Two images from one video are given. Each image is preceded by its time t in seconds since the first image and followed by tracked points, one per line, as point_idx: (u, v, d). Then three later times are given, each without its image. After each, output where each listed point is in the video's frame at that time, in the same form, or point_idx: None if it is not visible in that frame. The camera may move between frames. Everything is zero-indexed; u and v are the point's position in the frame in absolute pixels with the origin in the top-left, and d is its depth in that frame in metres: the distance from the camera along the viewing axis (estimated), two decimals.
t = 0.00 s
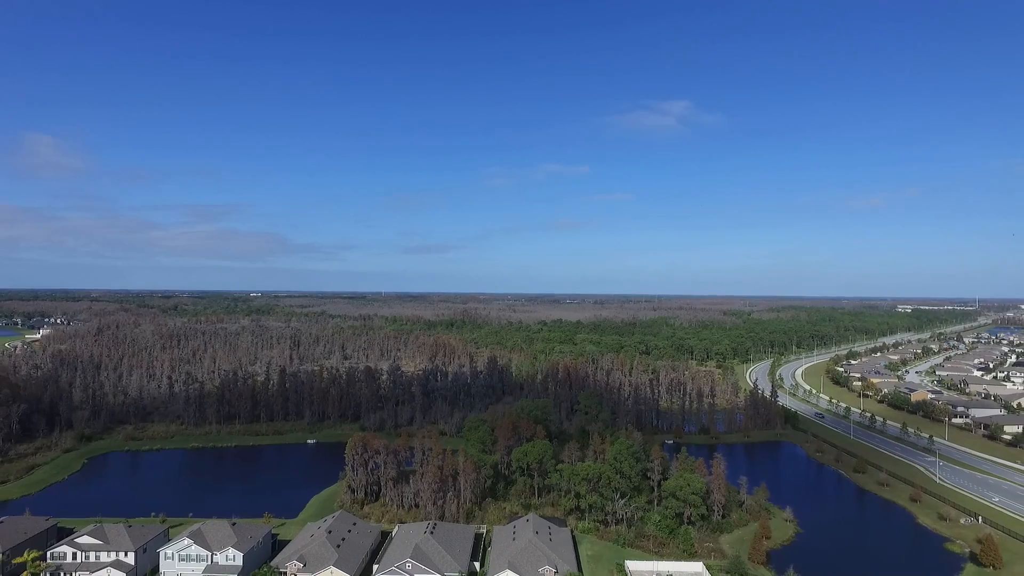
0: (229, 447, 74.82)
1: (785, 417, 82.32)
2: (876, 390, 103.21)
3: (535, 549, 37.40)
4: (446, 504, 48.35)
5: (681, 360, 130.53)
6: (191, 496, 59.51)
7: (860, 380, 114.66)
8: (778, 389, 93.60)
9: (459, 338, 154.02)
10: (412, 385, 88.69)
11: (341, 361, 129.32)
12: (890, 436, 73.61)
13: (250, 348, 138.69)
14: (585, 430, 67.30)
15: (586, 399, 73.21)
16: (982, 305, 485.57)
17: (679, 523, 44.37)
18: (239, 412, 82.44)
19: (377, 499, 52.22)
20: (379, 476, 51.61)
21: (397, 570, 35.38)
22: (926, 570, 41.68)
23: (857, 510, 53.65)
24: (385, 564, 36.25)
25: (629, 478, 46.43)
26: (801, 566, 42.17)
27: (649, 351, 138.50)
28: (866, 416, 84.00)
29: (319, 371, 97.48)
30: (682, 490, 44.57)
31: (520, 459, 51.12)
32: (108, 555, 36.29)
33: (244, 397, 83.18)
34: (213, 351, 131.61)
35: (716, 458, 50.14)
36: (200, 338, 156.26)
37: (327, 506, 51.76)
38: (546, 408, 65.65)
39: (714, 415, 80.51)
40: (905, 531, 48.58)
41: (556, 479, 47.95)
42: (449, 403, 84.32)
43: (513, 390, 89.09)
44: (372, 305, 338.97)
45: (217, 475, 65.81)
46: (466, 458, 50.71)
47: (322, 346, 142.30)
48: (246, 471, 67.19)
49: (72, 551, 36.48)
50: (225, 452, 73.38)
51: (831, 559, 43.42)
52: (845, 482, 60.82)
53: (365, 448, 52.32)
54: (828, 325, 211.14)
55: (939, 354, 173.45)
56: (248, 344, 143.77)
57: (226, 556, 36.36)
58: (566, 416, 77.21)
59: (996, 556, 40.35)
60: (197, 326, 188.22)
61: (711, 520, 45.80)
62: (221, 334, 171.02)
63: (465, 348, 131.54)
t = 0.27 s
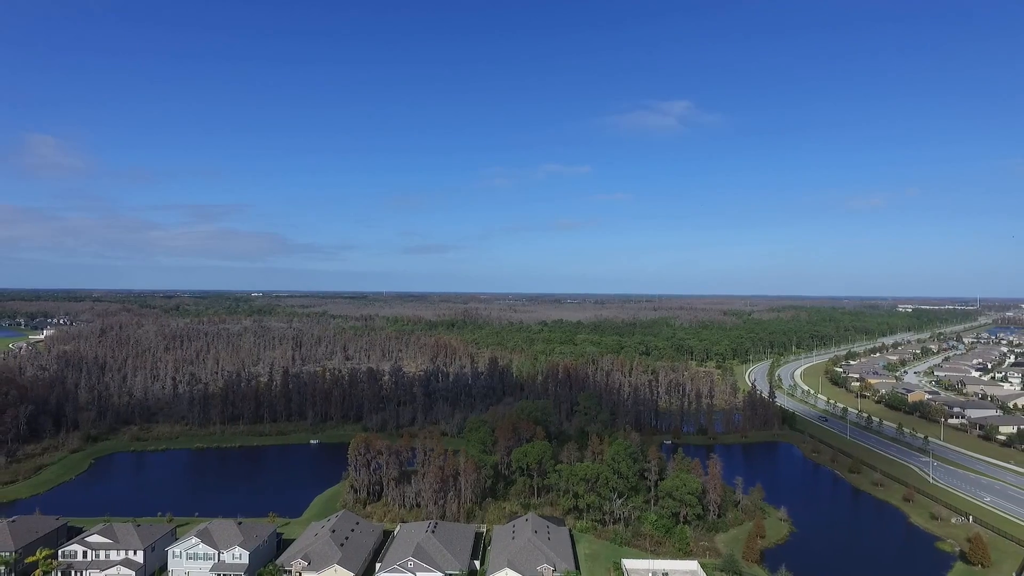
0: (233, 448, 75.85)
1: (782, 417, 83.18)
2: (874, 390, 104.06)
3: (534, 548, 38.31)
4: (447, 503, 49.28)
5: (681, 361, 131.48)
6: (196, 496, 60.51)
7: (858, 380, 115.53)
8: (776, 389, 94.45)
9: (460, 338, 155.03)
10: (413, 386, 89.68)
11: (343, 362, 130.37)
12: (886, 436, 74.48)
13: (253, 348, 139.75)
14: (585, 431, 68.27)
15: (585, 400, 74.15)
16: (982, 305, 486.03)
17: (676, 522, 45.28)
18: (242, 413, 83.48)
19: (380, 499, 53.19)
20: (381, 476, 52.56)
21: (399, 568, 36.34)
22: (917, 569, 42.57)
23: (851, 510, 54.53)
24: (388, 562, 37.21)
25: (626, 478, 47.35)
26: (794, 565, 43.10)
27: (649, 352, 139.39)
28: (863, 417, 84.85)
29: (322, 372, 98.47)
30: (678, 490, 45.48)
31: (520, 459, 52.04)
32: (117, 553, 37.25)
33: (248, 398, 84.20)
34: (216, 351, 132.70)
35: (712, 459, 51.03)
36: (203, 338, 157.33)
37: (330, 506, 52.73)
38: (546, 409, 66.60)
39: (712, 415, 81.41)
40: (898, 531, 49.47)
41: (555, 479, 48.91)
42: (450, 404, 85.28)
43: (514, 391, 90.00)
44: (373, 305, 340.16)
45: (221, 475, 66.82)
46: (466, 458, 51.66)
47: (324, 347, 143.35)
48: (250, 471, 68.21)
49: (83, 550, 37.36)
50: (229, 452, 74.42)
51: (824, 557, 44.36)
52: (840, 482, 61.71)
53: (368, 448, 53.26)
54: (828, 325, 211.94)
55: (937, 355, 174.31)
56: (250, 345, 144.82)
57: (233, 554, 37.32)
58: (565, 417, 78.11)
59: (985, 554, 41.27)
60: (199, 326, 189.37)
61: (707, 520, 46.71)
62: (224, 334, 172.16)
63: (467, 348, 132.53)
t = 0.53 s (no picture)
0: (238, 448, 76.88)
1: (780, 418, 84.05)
2: (872, 391, 104.88)
3: (533, 546, 39.25)
4: (448, 503, 50.19)
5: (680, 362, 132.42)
6: (201, 496, 61.48)
7: (856, 381, 116.38)
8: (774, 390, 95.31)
9: (461, 339, 156.06)
10: (415, 387, 90.63)
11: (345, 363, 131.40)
12: (882, 437, 75.35)
13: (255, 349, 140.76)
14: (584, 432, 69.18)
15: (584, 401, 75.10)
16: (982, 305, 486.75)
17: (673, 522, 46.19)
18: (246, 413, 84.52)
19: (382, 499, 54.13)
20: (384, 476, 53.52)
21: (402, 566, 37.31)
22: (909, 567, 43.45)
23: (846, 509, 55.42)
24: (391, 561, 38.17)
25: (624, 479, 48.29)
26: (788, 563, 44.03)
27: (649, 353, 140.30)
28: (860, 418, 85.71)
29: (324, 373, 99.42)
30: (675, 490, 46.41)
31: (520, 460, 52.96)
32: (128, 552, 38.26)
33: (252, 398, 85.20)
34: (219, 352, 133.79)
35: (709, 459, 51.92)
36: (205, 339, 158.37)
37: (334, 506, 53.67)
38: (547, 410, 67.54)
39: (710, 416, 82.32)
40: (891, 530, 50.37)
41: (554, 479, 49.86)
42: (451, 405, 86.23)
43: (514, 392, 90.88)
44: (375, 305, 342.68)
45: (226, 475, 67.82)
46: (467, 459, 52.60)
47: (326, 347, 144.35)
48: (254, 471, 69.23)
49: (94, 548, 38.36)
50: (233, 452, 75.46)
51: (818, 556, 45.28)
52: (836, 482, 62.60)
53: (371, 449, 54.19)
54: (828, 325, 212.85)
55: (936, 355, 175.25)
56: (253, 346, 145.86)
57: (240, 552, 38.30)
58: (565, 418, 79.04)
59: (975, 553, 42.17)
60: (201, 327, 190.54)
61: (704, 519, 47.63)
62: (227, 335, 173.34)
63: (468, 349, 133.50)
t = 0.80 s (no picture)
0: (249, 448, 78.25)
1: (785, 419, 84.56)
2: (878, 392, 105.09)
3: (539, 545, 40.16)
4: (456, 503, 51.16)
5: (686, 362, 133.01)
6: (214, 495, 62.73)
7: (862, 382, 116.56)
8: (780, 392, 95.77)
9: (468, 339, 157.20)
10: (422, 388, 91.72)
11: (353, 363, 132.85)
12: (887, 439, 75.78)
13: (265, 349, 142.47)
14: (590, 433, 70.02)
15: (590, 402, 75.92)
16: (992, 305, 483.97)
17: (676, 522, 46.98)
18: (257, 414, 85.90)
19: (391, 498, 55.16)
20: (393, 476, 54.59)
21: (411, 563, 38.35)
22: (910, 568, 44.08)
23: (848, 511, 56.02)
24: (400, 558, 39.20)
25: (628, 479, 49.12)
26: (789, 563, 44.77)
27: (655, 354, 140.90)
28: (865, 419, 86.10)
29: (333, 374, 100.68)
30: (678, 491, 47.21)
31: (526, 461, 53.88)
32: (146, 548, 39.49)
33: (262, 399, 86.52)
34: (229, 352, 135.49)
35: (712, 461, 52.66)
36: (215, 340, 160.08)
37: (344, 505, 54.76)
38: (553, 411, 68.44)
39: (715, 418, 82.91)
40: (893, 531, 50.98)
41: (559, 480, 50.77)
42: (458, 406, 87.25)
43: (521, 392, 91.80)
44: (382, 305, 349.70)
45: (238, 475, 69.12)
46: (475, 460, 53.56)
47: (335, 348, 145.75)
48: (265, 470, 70.50)
49: (114, 545, 39.63)
50: (245, 452, 76.81)
51: (819, 556, 45.99)
52: (839, 483, 63.18)
53: (380, 449, 55.24)
54: (835, 326, 212.76)
55: (943, 355, 175.06)
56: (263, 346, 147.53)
57: (254, 550, 39.43)
58: (571, 419, 79.95)
59: (975, 554, 42.79)
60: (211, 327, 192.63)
61: (707, 520, 48.40)
62: (237, 335, 175.37)
63: (475, 350, 134.62)
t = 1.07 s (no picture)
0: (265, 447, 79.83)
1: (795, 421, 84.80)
2: (890, 395, 104.84)
3: (548, 545, 41.04)
4: (468, 502, 52.16)
5: (697, 364, 133.26)
6: (231, 493, 64.22)
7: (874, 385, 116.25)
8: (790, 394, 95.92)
9: (480, 341, 158.32)
10: (434, 389, 92.90)
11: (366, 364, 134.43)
12: (896, 441, 75.88)
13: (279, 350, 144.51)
14: (599, 434, 70.85)
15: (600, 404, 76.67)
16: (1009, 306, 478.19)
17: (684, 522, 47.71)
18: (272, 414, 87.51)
19: (404, 497, 56.29)
20: (405, 476, 55.71)
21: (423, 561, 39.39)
22: (916, 569, 44.51)
23: (856, 513, 56.40)
24: (413, 556, 40.29)
25: (636, 481, 49.91)
26: (796, 563, 45.37)
27: (666, 355, 141.19)
28: (875, 422, 86.17)
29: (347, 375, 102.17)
30: (686, 492, 47.97)
31: (536, 462, 54.84)
32: (168, 544, 40.87)
33: (277, 400, 88.11)
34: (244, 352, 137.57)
35: (720, 462, 53.31)
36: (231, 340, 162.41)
37: (357, 504, 55.96)
38: (562, 412, 69.31)
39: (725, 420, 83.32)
40: (901, 533, 51.34)
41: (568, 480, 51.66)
42: (470, 407, 88.32)
43: (531, 393, 92.72)
44: (393, 304, 354.67)
45: (254, 474, 70.62)
46: (485, 460, 54.56)
47: (348, 348, 147.41)
48: (281, 470, 71.95)
49: (137, 540, 41.05)
50: (261, 451, 78.40)
51: (826, 557, 46.54)
52: (848, 485, 63.49)
53: (392, 449, 56.39)
54: (848, 327, 211.75)
55: (957, 357, 173.91)
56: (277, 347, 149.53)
57: (271, 546, 40.66)
58: (581, 420, 80.72)
59: (980, 556, 43.18)
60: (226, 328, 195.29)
61: (714, 520, 49.07)
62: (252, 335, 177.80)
63: (486, 351, 135.77)
